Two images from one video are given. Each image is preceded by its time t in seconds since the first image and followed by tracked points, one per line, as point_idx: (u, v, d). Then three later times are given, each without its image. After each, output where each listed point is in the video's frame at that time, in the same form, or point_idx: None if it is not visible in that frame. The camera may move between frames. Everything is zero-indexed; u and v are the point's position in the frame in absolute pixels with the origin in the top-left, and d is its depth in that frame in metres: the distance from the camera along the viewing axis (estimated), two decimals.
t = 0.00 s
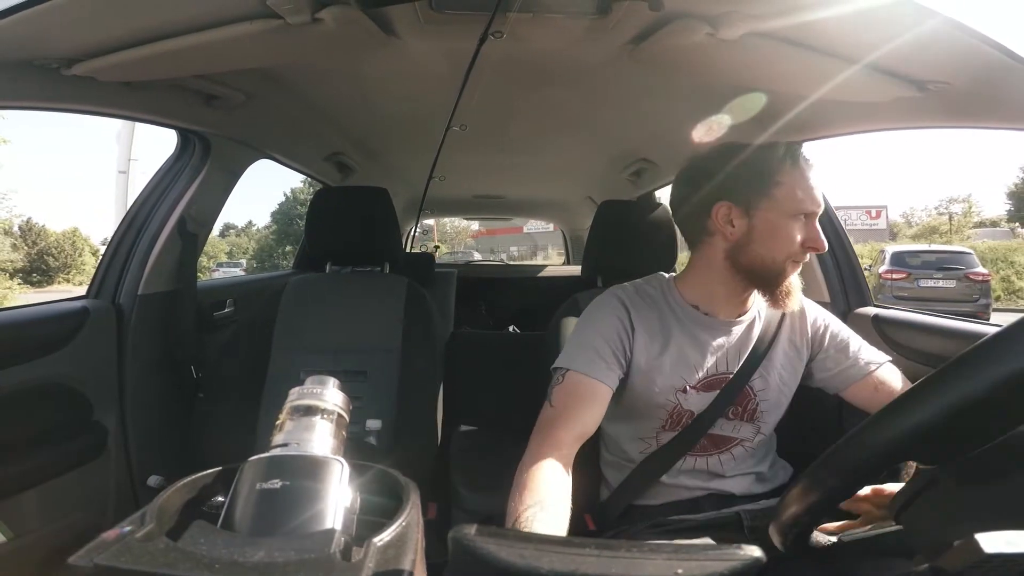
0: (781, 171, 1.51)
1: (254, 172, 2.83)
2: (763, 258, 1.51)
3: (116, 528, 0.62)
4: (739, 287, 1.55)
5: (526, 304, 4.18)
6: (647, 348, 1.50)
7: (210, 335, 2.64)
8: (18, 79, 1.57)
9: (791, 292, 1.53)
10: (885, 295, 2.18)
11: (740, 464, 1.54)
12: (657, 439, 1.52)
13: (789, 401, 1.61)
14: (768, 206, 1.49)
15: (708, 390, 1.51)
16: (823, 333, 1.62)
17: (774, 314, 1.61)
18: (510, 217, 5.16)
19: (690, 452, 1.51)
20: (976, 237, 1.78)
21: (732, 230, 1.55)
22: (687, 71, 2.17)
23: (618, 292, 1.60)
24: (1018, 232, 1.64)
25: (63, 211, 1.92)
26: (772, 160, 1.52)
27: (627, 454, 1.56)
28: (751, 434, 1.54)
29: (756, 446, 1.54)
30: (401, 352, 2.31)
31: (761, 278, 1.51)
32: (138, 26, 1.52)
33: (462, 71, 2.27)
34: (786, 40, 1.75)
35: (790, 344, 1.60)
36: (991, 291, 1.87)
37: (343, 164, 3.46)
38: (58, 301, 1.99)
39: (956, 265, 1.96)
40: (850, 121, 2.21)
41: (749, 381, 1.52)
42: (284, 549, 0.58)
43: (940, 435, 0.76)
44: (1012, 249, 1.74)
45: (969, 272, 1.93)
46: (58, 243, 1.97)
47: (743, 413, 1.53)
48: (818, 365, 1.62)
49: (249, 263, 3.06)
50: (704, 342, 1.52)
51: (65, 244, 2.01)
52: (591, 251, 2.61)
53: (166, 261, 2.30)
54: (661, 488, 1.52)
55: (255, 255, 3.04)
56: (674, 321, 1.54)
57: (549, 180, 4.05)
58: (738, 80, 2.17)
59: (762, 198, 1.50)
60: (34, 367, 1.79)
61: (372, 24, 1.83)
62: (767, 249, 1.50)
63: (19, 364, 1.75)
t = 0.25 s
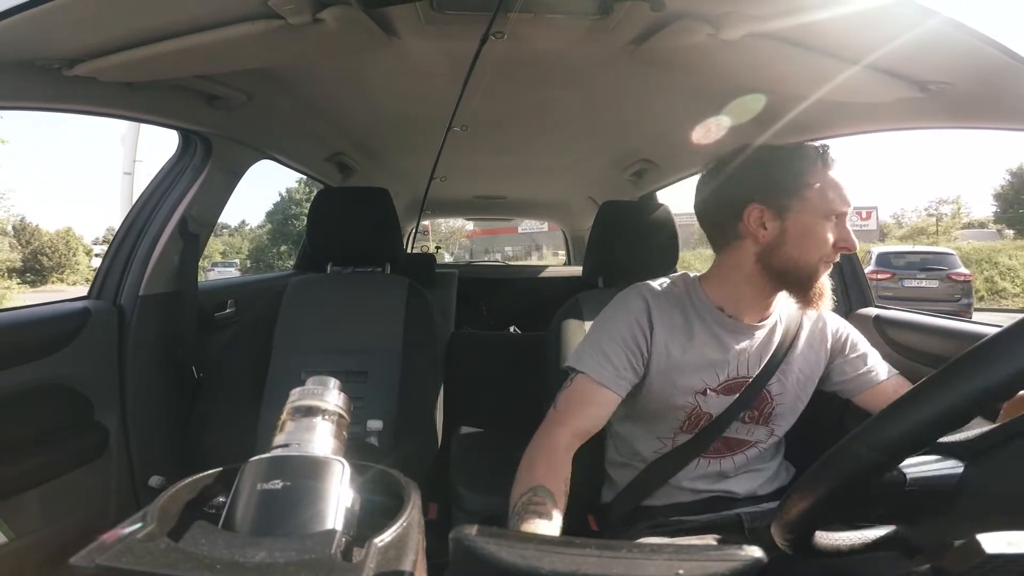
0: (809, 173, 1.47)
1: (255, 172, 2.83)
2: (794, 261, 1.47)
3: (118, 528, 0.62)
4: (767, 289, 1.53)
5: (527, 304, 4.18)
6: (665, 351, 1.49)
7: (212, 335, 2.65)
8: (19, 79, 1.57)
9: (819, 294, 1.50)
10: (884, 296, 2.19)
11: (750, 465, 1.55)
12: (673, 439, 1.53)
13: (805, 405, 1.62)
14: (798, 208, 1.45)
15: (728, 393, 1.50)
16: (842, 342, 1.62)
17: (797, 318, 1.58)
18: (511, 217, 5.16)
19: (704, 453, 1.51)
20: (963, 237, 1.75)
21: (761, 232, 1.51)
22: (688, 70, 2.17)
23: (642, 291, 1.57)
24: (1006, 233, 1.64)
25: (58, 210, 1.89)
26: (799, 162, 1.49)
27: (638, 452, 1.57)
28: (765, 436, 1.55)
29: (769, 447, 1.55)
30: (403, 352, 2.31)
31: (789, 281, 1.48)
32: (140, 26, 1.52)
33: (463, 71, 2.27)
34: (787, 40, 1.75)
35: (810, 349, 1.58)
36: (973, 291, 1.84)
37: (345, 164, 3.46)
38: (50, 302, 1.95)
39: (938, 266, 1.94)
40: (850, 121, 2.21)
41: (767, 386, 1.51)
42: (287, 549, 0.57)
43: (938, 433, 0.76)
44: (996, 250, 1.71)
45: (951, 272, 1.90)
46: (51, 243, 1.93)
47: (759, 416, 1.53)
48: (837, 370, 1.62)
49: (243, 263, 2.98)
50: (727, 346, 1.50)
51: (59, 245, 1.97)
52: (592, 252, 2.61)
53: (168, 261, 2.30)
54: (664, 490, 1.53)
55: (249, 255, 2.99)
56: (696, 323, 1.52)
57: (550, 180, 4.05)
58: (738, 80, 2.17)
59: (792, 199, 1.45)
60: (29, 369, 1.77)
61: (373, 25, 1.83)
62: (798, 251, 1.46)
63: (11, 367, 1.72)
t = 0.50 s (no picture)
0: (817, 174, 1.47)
1: (255, 172, 2.83)
2: (794, 259, 1.46)
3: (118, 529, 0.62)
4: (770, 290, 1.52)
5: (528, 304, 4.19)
6: (678, 349, 1.50)
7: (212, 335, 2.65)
8: (19, 79, 1.57)
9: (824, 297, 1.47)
10: (883, 296, 2.18)
11: (751, 466, 1.55)
12: (678, 439, 1.53)
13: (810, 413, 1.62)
14: (798, 206, 1.46)
15: (736, 393, 1.51)
16: (858, 352, 1.63)
17: (811, 324, 1.59)
18: (512, 217, 5.15)
19: (708, 453, 1.52)
20: (957, 238, 1.73)
21: (760, 231, 1.52)
22: (688, 70, 2.17)
23: (659, 289, 1.58)
24: (999, 234, 1.63)
25: (54, 209, 1.87)
26: (809, 164, 1.49)
27: (643, 450, 1.57)
28: (769, 440, 1.56)
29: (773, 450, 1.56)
30: (404, 352, 2.32)
31: (790, 280, 1.47)
32: (140, 26, 1.52)
33: (463, 72, 2.27)
34: (788, 40, 1.75)
35: (821, 353, 1.58)
36: (964, 290, 1.84)
37: (345, 164, 3.46)
38: (46, 303, 1.93)
39: (930, 266, 1.95)
40: (851, 121, 2.21)
41: (776, 388, 1.52)
42: (288, 549, 0.57)
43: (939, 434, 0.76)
44: (988, 250, 1.71)
45: (941, 272, 1.91)
46: (47, 243, 1.91)
47: (765, 419, 1.54)
48: (850, 378, 1.63)
49: (240, 263, 2.99)
50: (740, 345, 1.51)
51: (54, 245, 1.94)
52: (592, 253, 2.61)
53: (168, 261, 2.30)
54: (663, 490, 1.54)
55: (245, 255, 2.98)
56: (710, 323, 1.53)
57: (550, 180, 4.06)
58: (739, 80, 2.17)
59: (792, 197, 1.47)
60: (24, 371, 1.76)
61: (373, 25, 1.82)
62: (797, 249, 1.46)
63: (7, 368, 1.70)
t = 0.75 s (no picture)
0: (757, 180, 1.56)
1: (268, 171, 2.84)
2: (735, 261, 1.56)
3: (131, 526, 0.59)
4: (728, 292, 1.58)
5: (537, 302, 4.19)
6: (677, 352, 1.54)
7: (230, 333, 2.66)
8: (36, 79, 1.58)
9: (771, 295, 1.49)
10: (897, 293, 2.18)
11: (761, 462, 1.55)
12: (688, 435, 1.55)
13: (815, 411, 1.62)
14: (740, 212, 1.58)
15: (740, 390, 1.53)
16: (861, 353, 1.61)
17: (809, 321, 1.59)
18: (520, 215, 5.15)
19: (715, 448, 1.53)
20: (970, 237, 1.74)
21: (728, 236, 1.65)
22: (700, 69, 2.18)
23: (652, 297, 1.63)
24: (1014, 230, 1.59)
25: (71, 207, 1.85)
26: (756, 170, 1.57)
27: (653, 446, 1.58)
28: (772, 433, 1.56)
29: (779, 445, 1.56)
30: (417, 351, 2.32)
31: (732, 279, 1.55)
32: (156, 25, 1.52)
33: (474, 70, 2.27)
34: (802, 38, 1.75)
35: (820, 350, 1.60)
36: (976, 287, 1.80)
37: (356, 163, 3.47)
38: (62, 300, 1.93)
39: (943, 262, 1.94)
40: (864, 119, 2.21)
41: (777, 382, 1.53)
42: (297, 550, 0.52)
43: (965, 428, 0.77)
44: (1002, 247, 1.69)
45: (954, 268, 1.89)
46: (63, 242, 1.89)
47: (768, 413, 1.55)
48: (853, 378, 1.60)
49: (252, 261, 2.97)
50: (738, 344, 1.54)
51: (69, 243, 1.91)
52: (603, 252, 2.61)
53: (184, 260, 2.31)
54: (676, 487, 1.53)
55: (259, 252, 2.98)
56: (707, 326, 1.57)
57: (558, 179, 4.06)
58: (751, 78, 2.17)
59: (738, 203, 1.59)
60: (42, 369, 1.74)
61: (386, 23, 1.83)
62: (740, 251, 1.56)
63: (26, 366, 1.70)
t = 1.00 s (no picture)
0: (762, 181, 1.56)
1: (268, 171, 2.84)
2: (739, 261, 1.56)
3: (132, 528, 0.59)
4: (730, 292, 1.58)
5: (537, 302, 4.19)
6: (677, 353, 1.54)
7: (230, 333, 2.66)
8: (37, 79, 1.58)
9: (776, 295, 1.49)
10: (898, 293, 2.17)
11: (761, 462, 1.55)
12: (689, 435, 1.55)
13: (816, 412, 1.62)
14: (743, 212, 1.57)
15: (741, 390, 1.53)
16: (862, 353, 1.61)
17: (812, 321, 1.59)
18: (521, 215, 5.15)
19: (716, 448, 1.53)
20: (972, 236, 1.75)
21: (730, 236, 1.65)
22: (700, 69, 2.18)
23: (652, 297, 1.63)
24: (1015, 231, 1.61)
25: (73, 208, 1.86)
26: (760, 170, 1.57)
27: (653, 447, 1.58)
28: (773, 433, 1.56)
29: (780, 445, 1.56)
30: (417, 351, 2.32)
31: (736, 279, 1.54)
32: (157, 25, 1.52)
33: (474, 70, 2.27)
34: (802, 37, 1.75)
35: (820, 351, 1.60)
36: (977, 287, 1.79)
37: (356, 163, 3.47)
38: (63, 300, 1.93)
39: (944, 262, 1.94)
40: (864, 119, 2.21)
41: (778, 381, 1.53)
42: (298, 549, 0.52)
43: (966, 428, 0.77)
44: (1004, 247, 1.70)
45: (955, 268, 1.89)
46: (64, 242, 1.89)
47: (768, 413, 1.55)
48: (854, 377, 1.60)
49: (253, 261, 2.96)
50: (738, 344, 1.55)
51: (70, 243, 1.91)
52: (604, 251, 2.61)
53: (185, 260, 2.31)
54: (677, 487, 1.53)
55: (260, 252, 2.97)
56: (707, 326, 1.57)
57: (558, 178, 4.06)
58: (751, 78, 2.17)
59: (742, 203, 1.59)
60: (43, 369, 1.74)
61: (386, 23, 1.83)
62: (744, 251, 1.56)
63: (28, 366, 1.70)
